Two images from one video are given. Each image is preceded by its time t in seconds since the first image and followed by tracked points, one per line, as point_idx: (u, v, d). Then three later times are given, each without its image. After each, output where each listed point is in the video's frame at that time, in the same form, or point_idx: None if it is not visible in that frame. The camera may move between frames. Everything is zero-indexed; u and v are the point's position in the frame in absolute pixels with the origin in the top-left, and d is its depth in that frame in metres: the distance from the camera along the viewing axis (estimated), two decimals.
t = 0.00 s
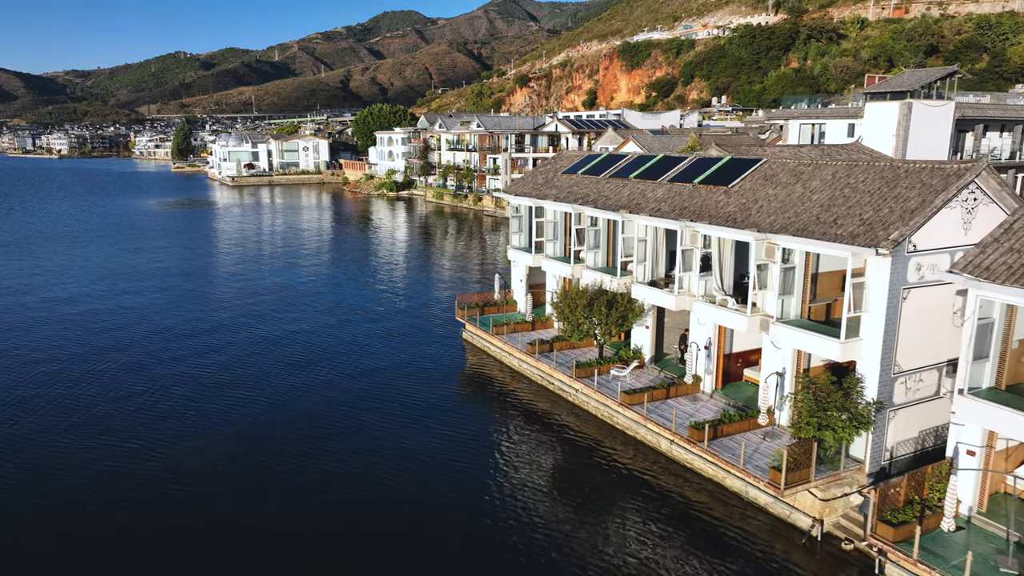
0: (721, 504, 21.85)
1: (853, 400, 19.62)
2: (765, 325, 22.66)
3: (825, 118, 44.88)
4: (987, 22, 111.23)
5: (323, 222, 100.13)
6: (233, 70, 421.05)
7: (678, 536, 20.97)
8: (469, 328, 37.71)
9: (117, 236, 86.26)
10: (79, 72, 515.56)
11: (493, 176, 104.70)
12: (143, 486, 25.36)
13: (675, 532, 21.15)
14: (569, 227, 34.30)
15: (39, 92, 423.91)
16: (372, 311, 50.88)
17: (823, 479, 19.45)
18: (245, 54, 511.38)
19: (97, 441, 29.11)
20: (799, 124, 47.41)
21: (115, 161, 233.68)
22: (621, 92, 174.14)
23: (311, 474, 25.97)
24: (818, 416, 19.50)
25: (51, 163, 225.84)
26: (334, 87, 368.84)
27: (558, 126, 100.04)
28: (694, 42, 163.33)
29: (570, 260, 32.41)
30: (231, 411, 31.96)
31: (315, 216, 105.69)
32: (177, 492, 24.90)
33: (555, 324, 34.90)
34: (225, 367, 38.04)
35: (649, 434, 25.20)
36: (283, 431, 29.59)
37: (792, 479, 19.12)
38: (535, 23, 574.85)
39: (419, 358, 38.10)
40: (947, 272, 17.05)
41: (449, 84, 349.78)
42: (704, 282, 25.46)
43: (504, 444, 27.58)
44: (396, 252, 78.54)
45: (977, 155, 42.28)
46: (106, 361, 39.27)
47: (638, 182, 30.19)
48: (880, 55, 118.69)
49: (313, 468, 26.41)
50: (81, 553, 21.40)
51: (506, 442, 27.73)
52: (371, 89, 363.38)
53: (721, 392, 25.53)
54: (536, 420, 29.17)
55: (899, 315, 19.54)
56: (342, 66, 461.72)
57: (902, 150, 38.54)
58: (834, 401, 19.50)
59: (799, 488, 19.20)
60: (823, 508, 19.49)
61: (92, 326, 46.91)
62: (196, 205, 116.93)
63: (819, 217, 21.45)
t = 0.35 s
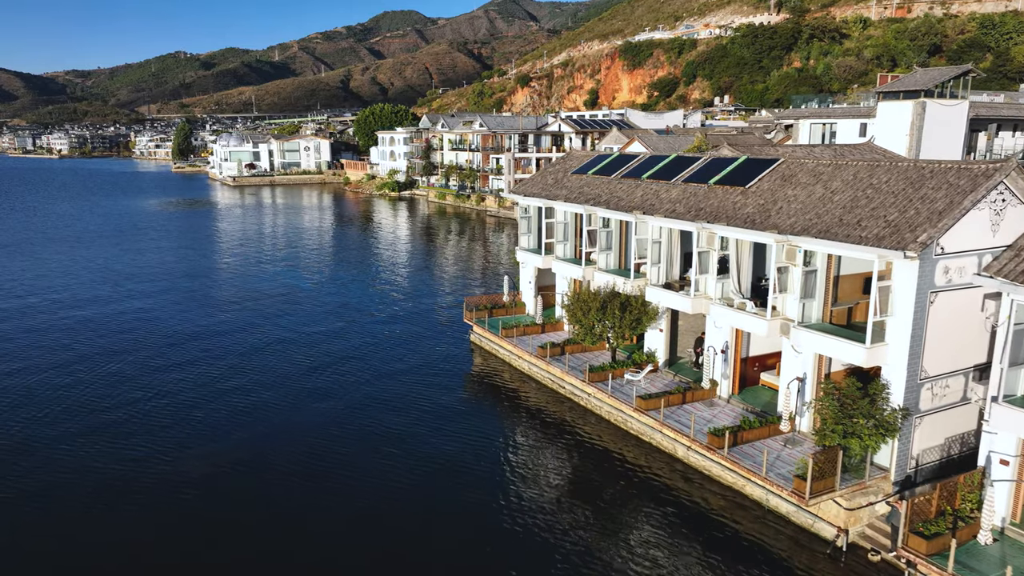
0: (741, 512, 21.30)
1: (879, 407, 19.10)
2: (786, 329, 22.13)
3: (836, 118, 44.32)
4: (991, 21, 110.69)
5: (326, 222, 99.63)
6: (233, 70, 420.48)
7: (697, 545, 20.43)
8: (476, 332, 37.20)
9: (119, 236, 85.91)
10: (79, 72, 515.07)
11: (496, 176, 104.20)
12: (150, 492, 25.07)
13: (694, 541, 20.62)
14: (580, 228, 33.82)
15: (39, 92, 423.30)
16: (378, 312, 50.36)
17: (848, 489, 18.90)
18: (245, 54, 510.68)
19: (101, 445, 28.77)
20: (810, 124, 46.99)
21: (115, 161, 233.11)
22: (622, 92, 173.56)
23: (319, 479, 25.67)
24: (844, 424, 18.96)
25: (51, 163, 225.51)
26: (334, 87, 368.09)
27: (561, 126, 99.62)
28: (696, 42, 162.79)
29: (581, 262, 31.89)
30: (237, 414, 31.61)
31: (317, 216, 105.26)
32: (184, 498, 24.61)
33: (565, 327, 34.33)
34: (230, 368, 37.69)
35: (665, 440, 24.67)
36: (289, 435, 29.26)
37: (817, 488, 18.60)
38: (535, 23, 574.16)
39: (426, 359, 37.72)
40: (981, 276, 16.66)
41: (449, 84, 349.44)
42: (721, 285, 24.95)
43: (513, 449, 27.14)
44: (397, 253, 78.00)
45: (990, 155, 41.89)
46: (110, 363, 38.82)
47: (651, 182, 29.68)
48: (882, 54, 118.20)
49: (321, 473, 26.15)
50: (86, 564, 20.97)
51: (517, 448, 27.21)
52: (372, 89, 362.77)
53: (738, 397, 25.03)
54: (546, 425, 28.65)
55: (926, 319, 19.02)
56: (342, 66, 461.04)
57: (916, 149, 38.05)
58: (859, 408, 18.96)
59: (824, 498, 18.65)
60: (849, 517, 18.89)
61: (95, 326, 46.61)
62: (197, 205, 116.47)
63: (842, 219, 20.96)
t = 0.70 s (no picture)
0: (761, 522, 20.79)
1: (906, 415, 18.58)
2: (807, 334, 21.61)
3: (848, 118, 43.71)
4: (995, 20, 110.25)
5: (328, 223, 99.11)
6: (233, 70, 419.85)
7: (717, 556, 19.94)
8: (484, 334, 36.65)
9: (120, 237, 85.45)
10: (79, 72, 514.54)
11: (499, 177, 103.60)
12: (155, 496, 24.63)
13: (713, 552, 20.13)
14: (590, 229, 33.29)
15: (39, 92, 422.61)
16: (383, 313, 49.85)
17: (875, 499, 18.38)
18: (245, 54, 509.94)
19: (104, 448, 28.32)
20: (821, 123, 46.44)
21: (115, 161, 232.45)
22: (624, 92, 173.01)
23: (327, 484, 25.22)
24: (871, 432, 18.43)
25: (52, 163, 225.02)
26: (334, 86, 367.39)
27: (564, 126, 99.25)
28: (698, 41, 162.31)
29: (593, 264, 31.36)
30: (242, 416, 31.16)
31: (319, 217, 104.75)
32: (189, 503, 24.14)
33: (575, 330, 33.75)
34: (234, 370, 37.25)
35: (681, 447, 24.17)
36: (296, 439, 28.80)
37: (844, 499, 18.03)
38: (535, 23, 573.49)
39: (433, 361, 37.25)
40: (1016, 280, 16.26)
41: (449, 84, 349.07)
42: (739, 287, 24.42)
43: (524, 454, 26.68)
44: (401, 253, 77.47)
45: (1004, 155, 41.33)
46: (114, 364, 38.41)
47: (665, 183, 29.14)
48: (886, 54, 117.88)
49: (329, 477, 25.70)
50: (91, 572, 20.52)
51: (528, 454, 26.71)
52: (372, 89, 362.21)
53: (756, 402, 24.49)
54: (558, 430, 28.14)
55: (955, 324, 18.50)
56: (342, 66, 460.42)
57: (930, 149, 37.56)
58: (887, 416, 18.42)
59: (850, 508, 18.10)
60: (875, 528, 18.40)
61: (98, 327, 46.17)
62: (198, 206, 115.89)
63: (865, 221, 20.45)
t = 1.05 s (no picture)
0: (783, 533, 20.12)
1: (937, 424, 17.99)
2: (831, 339, 21.05)
3: (860, 117, 43.10)
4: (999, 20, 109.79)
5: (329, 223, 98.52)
6: (233, 70, 419.22)
7: (737, 569, 19.31)
8: (493, 337, 36.07)
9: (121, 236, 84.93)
10: (79, 72, 513.80)
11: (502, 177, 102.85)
12: (159, 501, 24.10)
13: (734, 565, 19.49)
14: (602, 231, 32.75)
15: (39, 92, 421.88)
16: (388, 313, 49.30)
17: (905, 510, 17.75)
18: (245, 54, 509.18)
19: (106, 451, 27.79)
20: (832, 124, 45.68)
21: (115, 161, 231.78)
22: (626, 92, 172.42)
23: (335, 491, 24.67)
24: (901, 441, 17.82)
25: (52, 163, 224.48)
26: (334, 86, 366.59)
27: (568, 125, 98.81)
28: (700, 41, 161.69)
29: (605, 266, 30.79)
30: (247, 419, 30.62)
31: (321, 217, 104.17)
32: (193, 508, 23.56)
33: (586, 333, 33.15)
34: (238, 371, 36.72)
35: (698, 454, 23.56)
36: (303, 442, 28.29)
37: (873, 510, 17.47)
38: (535, 23, 573.15)
39: (441, 363, 36.69)
40: None
41: (449, 84, 348.55)
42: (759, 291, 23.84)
43: (535, 460, 26.19)
44: (403, 253, 76.95)
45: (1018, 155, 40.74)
46: (115, 365, 37.85)
47: (678, 184, 28.56)
48: (889, 53, 117.30)
49: (337, 483, 25.20)
50: None
51: (539, 461, 26.14)
52: (372, 90, 361.64)
53: (775, 409, 23.92)
54: (569, 436, 27.62)
55: (987, 330, 17.94)
56: (342, 66, 459.73)
57: (946, 149, 36.90)
58: (918, 425, 17.82)
59: (879, 520, 17.51)
60: (905, 540, 17.75)
61: (100, 327, 45.68)
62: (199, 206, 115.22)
63: (892, 223, 19.85)
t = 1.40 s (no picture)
0: (805, 544, 19.39)
1: (970, 433, 17.41)
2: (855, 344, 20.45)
3: (873, 116, 42.48)
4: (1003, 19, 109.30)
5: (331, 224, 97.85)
6: (233, 70, 418.50)
7: None
8: (501, 340, 35.43)
9: (122, 237, 84.37)
10: (79, 72, 512.92)
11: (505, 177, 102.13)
12: (164, 507, 23.51)
13: None
14: (613, 232, 32.20)
15: (39, 92, 420.93)
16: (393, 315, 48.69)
17: (936, 523, 17.16)
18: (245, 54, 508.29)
19: (110, 457, 27.21)
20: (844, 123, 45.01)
21: (116, 162, 230.95)
22: (627, 91, 171.85)
23: (343, 496, 24.10)
24: (933, 452, 17.22)
25: (52, 163, 223.91)
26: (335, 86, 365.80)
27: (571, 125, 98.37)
28: (702, 40, 161.07)
29: (617, 268, 30.20)
30: (253, 423, 30.03)
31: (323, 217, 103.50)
32: (199, 515, 22.97)
33: (597, 336, 32.55)
34: (242, 373, 36.12)
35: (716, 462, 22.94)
36: (310, 447, 27.69)
37: (905, 523, 16.90)
38: (534, 23, 572.81)
39: (448, 366, 36.07)
40: None
41: (449, 84, 348.10)
42: (778, 294, 23.23)
43: (547, 467, 25.58)
44: (406, 254, 76.37)
45: None
46: (117, 368, 37.26)
47: (693, 185, 27.96)
48: (892, 53, 116.81)
49: (346, 488, 24.60)
50: None
51: (551, 467, 25.56)
52: (372, 90, 361.07)
53: (794, 415, 23.33)
54: (581, 442, 27.01)
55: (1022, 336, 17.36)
56: (342, 66, 458.97)
57: (961, 149, 36.21)
58: (951, 434, 17.22)
59: (911, 533, 16.92)
60: (936, 554, 17.08)
61: (102, 330, 45.11)
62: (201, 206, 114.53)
63: (920, 225, 19.24)
